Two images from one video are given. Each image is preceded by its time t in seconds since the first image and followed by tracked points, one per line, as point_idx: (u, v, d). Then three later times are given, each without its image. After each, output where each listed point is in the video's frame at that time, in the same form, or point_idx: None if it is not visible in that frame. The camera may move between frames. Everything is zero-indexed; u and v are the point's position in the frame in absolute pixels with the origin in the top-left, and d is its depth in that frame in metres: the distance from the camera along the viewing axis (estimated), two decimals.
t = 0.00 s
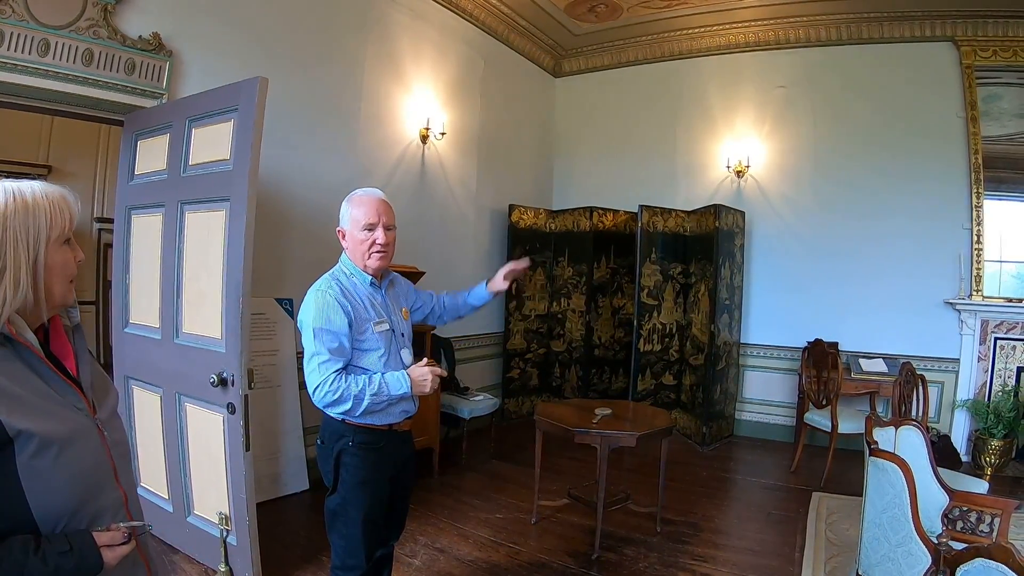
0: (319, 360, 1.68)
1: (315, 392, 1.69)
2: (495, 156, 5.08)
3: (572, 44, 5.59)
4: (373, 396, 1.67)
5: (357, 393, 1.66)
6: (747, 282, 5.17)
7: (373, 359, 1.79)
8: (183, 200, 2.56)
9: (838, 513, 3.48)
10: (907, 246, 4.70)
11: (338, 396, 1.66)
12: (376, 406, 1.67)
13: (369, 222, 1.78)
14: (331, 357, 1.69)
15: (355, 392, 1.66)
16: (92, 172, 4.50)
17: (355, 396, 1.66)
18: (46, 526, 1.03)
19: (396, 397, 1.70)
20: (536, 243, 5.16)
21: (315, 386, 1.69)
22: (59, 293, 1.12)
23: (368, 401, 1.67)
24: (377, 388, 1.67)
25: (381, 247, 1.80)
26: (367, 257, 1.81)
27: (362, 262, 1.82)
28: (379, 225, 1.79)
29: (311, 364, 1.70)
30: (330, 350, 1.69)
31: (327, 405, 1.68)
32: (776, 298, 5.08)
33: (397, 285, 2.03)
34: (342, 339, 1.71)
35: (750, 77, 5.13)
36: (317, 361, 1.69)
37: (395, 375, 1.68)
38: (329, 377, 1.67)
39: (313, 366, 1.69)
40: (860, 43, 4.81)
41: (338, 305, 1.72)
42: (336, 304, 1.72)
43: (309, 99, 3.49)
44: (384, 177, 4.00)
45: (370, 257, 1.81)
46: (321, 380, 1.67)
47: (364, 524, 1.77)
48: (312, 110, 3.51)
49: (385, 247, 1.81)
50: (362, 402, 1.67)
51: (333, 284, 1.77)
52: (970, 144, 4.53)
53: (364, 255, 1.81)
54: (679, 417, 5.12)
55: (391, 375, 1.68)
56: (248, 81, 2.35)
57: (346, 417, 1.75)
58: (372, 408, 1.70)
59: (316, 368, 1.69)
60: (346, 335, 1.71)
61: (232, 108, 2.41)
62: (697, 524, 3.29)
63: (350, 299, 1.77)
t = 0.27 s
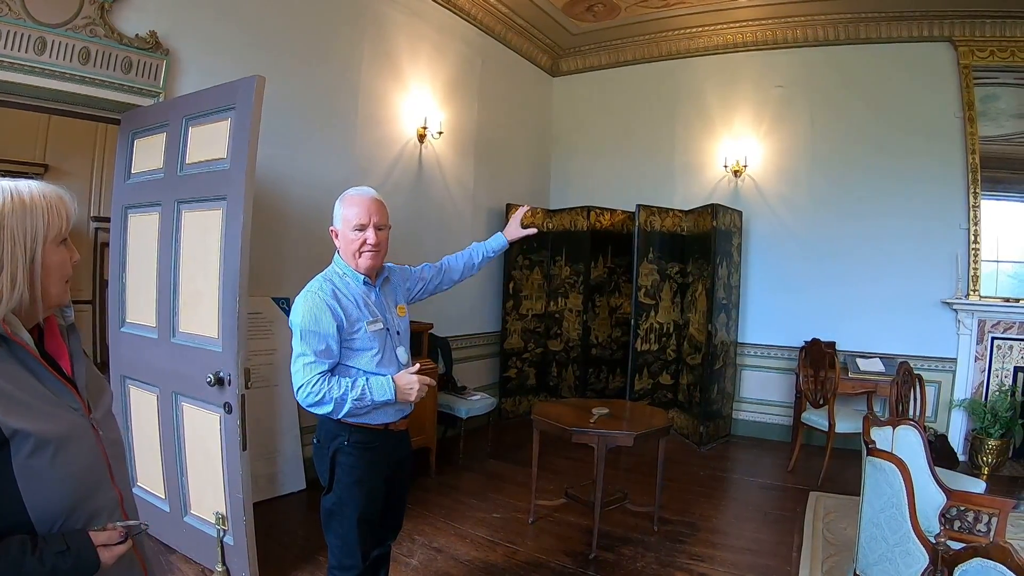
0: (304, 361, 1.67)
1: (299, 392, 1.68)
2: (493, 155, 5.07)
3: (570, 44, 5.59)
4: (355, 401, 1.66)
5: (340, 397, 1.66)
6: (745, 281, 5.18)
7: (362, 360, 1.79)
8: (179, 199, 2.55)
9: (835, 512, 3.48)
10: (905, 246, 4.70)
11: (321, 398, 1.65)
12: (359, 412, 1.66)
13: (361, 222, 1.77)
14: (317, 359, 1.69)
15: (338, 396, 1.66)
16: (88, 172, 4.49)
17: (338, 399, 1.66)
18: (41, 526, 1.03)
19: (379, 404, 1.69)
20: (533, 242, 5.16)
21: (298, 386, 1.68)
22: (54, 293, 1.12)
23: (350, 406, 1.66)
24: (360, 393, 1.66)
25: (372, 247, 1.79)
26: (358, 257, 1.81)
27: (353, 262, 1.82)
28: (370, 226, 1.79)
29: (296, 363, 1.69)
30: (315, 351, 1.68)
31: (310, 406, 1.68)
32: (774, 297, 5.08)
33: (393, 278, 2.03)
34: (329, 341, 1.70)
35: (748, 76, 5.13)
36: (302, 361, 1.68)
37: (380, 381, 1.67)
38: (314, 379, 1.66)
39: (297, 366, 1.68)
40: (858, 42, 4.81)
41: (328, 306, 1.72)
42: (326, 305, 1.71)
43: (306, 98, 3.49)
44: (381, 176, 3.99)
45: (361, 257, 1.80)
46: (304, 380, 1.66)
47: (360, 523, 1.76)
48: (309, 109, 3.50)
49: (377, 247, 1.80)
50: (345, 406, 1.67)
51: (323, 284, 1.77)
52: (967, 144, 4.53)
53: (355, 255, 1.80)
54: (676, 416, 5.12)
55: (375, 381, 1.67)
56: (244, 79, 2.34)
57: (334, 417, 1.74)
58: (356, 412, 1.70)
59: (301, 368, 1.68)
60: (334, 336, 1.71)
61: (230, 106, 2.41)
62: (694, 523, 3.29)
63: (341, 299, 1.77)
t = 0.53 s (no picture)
0: (298, 357, 1.67)
1: (292, 388, 1.68)
2: (490, 153, 5.07)
3: (567, 42, 5.58)
4: (348, 399, 1.65)
5: (333, 394, 1.65)
6: (741, 280, 5.18)
7: (356, 357, 1.78)
8: (174, 197, 2.54)
9: (831, 511, 3.48)
10: (901, 244, 4.71)
11: (313, 395, 1.64)
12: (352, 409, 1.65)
13: (354, 221, 1.77)
14: (311, 355, 1.68)
15: (331, 392, 1.65)
16: (84, 169, 4.47)
17: (331, 396, 1.65)
18: (32, 525, 1.02)
19: (372, 400, 1.68)
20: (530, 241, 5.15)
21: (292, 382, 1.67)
22: (46, 291, 1.11)
23: (343, 402, 1.65)
24: (352, 390, 1.66)
25: (364, 247, 1.79)
26: (351, 256, 1.80)
27: (347, 260, 1.82)
28: (363, 225, 1.78)
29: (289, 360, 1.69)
30: (309, 347, 1.68)
31: (303, 402, 1.67)
32: (771, 296, 5.08)
33: (388, 277, 2.02)
34: (323, 338, 1.70)
35: (745, 75, 5.13)
36: (296, 357, 1.67)
37: (374, 377, 1.67)
38: (307, 375, 1.65)
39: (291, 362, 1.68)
40: (855, 41, 4.81)
41: (321, 303, 1.71)
42: (320, 302, 1.71)
43: (302, 96, 3.48)
44: (377, 174, 3.98)
45: (354, 256, 1.80)
46: (297, 377, 1.66)
47: (353, 522, 1.76)
48: (305, 107, 3.49)
49: (369, 248, 1.79)
50: (338, 403, 1.66)
51: (317, 282, 1.77)
52: (964, 143, 4.54)
53: (348, 253, 1.80)
54: (673, 415, 5.12)
55: (369, 378, 1.66)
56: (240, 77, 2.33)
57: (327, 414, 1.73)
58: (349, 409, 1.69)
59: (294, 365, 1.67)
60: (327, 333, 1.70)
61: (225, 104, 2.40)
62: (690, 522, 3.29)
63: (335, 297, 1.77)
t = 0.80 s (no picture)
0: (296, 354, 1.66)
1: (291, 385, 1.66)
2: (487, 151, 5.06)
3: (565, 39, 5.57)
4: (347, 394, 1.65)
5: (333, 389, 1.65)
6: (739, 278, 5.17)
7: (354, 354, 1.78)
8: (171, 195, 2.53)
9: (829, 509, 3.48)
10: (899, 242, 4.71)
11: (313, 391, 1.64)
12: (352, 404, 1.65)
13: (352, 219, 1.76)
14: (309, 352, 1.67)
15: (331, 388, 1.64)
16: (81, 168, 4.46)
17: (331, 392, 1.64)
18: (26, 526, 1.01)
19: (372, 396, 1.68)
20: (527, 239, 5.14)
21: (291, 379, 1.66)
22: (40, 291, 1.10)
23: (343, 398, 1.65)
24: (352, 386, 1.65)
25: (360, 245, 1.78)
26: (348, 254, 1.80)
27: (343, 258, 1.81)
28: (360, 223, 1.77)
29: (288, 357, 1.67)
30: (308, 344, 1.67)
31: (302, 399, 1.66)
32: (769, 293, 5.08)
33: (386, 276, 2.01)
34: (320, 335, 1.70)
35: (743, 73, 5.12)
36: (294, 354, 1.66)
37: (373, 372, 1.67)
38: (306, 372, 1.64)
39: (289, 359, 1.67)
40: (853, 39, 4.81)
41: (319, 300, 1.71)
42: (317, 299, 1.71)
43: (300, 94, 3.47)
44: (374, 172, 3.97)
45: (350, 254, 1.79)
46: (296, 374, 1.65)
47: (349, 520, 1.75)
48: (302, 105, 3.48)
49: (365, 246, 1.78)
50: (338, 399, 1.65)
51: (314, 279, 1.76)
52: (962, 141, 4.54)
53: (345, 251, 1.79)
54: (671, 413, 5.12)
55: (368, 373, 1.67)
56: (236, 74, 2.32)
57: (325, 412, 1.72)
58: (349, 405, 1.69)
59: (292, 362, 1.66)
60: (325, 329, 1.70)
61: (221, 102, 2.39)
62: (688, 520, 3.29)
63: (332, 294, 1.76)
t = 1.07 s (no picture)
0: (291, 351, 1.67)
1: (285, 382, 1.67)
2: (487, 149, 5.05)
3: (564, 37, 5.57)
4: (340, 393, 1.65)
5: (326, 389, 1.64)
6: (739, 275, 5.17)
7: (349, 353, 1.77)
8: (169, 193, 2.53)
9: (829, 507, 3.47)
10: (899, 240, 4.70)
11: (306, 389, 1.64)
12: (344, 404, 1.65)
13: (347, 213, 1.76)
14: (303, 350, 1.68)
15: (323, 387, 1.64)
16: (80, 166, 4.45)
17: (323, 391, 1.64)
18: (24, 524, 1.01)
19: (366, 396, 1.67)
20: (527, 236, 5.14)
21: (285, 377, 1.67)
22: (37, 289, 1.10)
23: (336, 397, 1.65)
24: (345, 385, 1.65)
25: (357, 238, 1.77)
26: (345, 248, 1.79)
27: (341, 253, 1.81)
28: (356, 217, 1.77)
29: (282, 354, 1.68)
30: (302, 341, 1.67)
31: (296, 397, 1.67)
32: (768, 291, 5.07)
33: (384, 274, 2.00)
34: (315, 333, 1.70)
35: (743, 71, 5.11)
36: (289, 351, 1.67)
37: (368, 373, 1.66)
38: (300, 370, 1.65)
39: (283, 356, 1.68)
40: (853, 36, 4.80)
41: (314, 298, 1.71)
42: (313, 297, 1.71)
43: (298, 92, 3.46)
44: (374, 170, 3.97)
45: (347, 248, 1.78)
46: (290, 371, 1.65)
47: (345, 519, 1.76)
48: (301, 102, 3.48)
49: (361, 239, 1.77)
50: (330, 398, 1.65)
51: (312, 276, 1.76)
52: (962, 139, 4.53)
53: (342, 245, 1.79)
54: (670, 411, 5.12)
55: (362, 373, 1.66)
56: (235, 72, 2.32)
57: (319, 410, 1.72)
58: (343, 404, 1.69)
59: (287, 359, 1.67)
60: (319, 328, 1.70)
61: (220, 99, 2.38)
62: (688, 518, 3.28)
63: (328, 291, 1.76)
